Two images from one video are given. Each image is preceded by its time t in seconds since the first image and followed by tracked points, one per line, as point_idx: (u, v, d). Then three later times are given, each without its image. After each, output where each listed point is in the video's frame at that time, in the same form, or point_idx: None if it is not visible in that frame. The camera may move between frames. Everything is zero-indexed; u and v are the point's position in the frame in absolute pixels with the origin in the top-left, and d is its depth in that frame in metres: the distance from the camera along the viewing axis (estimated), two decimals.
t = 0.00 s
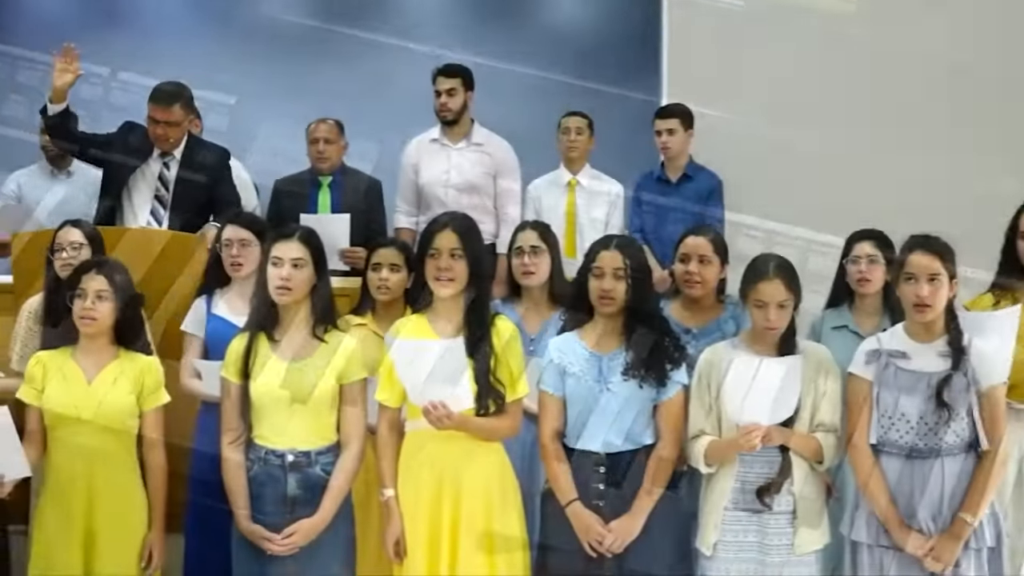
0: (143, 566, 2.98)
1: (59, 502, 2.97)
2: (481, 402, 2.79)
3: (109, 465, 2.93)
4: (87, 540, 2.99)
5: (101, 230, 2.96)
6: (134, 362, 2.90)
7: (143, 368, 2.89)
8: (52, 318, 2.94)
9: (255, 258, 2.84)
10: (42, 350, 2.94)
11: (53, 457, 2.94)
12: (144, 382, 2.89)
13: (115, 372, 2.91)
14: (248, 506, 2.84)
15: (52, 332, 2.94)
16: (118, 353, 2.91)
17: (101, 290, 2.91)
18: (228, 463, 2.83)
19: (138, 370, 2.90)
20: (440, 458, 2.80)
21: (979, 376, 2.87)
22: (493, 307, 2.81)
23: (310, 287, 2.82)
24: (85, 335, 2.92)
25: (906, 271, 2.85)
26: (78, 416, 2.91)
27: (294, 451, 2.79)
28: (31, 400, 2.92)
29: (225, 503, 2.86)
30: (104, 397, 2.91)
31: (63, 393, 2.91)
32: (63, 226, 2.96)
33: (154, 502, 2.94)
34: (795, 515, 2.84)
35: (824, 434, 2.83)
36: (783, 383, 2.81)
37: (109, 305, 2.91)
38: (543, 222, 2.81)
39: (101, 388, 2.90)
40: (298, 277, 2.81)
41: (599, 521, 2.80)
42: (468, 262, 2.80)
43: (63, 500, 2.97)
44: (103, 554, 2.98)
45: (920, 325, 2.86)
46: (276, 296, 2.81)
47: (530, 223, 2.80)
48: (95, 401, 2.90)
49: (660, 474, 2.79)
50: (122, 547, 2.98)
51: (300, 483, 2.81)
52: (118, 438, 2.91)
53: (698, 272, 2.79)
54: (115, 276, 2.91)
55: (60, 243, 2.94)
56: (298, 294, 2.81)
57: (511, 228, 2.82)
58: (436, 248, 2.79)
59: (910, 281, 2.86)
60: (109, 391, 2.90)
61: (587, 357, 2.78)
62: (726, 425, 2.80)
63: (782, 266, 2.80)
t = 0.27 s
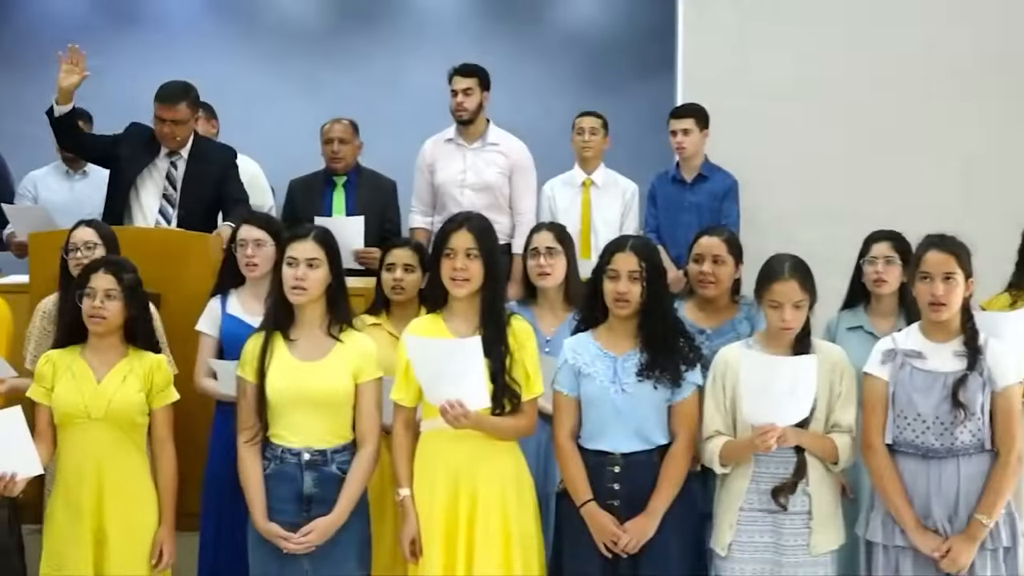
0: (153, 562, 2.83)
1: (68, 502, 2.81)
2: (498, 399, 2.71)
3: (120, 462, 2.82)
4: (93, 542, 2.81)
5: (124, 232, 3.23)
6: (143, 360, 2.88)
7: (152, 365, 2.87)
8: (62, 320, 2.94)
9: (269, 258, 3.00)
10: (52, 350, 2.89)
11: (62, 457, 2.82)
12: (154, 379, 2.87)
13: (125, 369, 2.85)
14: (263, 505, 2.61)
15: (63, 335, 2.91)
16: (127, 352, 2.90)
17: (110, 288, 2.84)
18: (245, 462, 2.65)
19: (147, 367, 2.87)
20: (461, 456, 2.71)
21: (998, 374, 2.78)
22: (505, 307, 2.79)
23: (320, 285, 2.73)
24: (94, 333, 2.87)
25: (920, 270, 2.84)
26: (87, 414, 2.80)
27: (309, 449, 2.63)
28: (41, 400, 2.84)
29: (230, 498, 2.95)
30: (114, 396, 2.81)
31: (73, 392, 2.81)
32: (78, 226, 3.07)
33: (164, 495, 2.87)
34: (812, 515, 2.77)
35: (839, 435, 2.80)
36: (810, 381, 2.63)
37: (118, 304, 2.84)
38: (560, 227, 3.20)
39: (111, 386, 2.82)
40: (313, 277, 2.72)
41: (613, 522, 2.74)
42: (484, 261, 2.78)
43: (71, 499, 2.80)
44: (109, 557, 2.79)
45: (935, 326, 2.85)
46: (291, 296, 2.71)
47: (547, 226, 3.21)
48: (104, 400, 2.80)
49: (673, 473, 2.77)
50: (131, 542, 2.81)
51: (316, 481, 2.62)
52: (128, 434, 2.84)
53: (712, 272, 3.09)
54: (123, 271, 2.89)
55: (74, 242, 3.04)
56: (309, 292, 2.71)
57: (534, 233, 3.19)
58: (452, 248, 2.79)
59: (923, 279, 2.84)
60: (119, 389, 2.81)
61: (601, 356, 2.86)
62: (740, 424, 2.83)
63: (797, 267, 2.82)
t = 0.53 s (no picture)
0: (169, 561, 2.83)
1: (82, 501, 2.81)
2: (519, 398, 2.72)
3: (135, 461, 2.82)
4: (108, 542, 2.81)
5: (140, 231, 3.22)
6: (156, 360, 2.89)
7: (166, 365, 2.88)
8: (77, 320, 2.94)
9: (289, 257, 3.02)
10: (67, 350, 2.90)
11: (77, 457, 2.82)
12: (168, 379, 2.88)
13: (138, 369, 2.85)
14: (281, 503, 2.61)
15: (78, 335, 2.92)
16: (141, 351, 2.91)
17: (124, 288, 2.86)
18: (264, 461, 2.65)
19: (160, 367, 2.88)
20: (481, 456, 2.71)
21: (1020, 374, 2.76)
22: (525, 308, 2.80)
23: (339, 283, 2.73)
24: (108, 332, 2.88)
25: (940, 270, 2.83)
26: (101, 414, 2.80)
27: (329, 447, 2.63)
28: (55, 400, 2.84)
29: (245, 497, 2.97)
30: (128, 396, 2.81)
31: (87, 392, 2.81)
32: (95, 226, 3.08)
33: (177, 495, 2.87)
34: (834, 516, 2.78)
35: (859, 435, 2.81)
36: (831, 381, 2.61)
37: (132, 303, 2.86)
38: (580, 228, 3.19)
39: (125, 385, 2.82)
40: (333, 276, 2.72)
41: (633, 522, 2.75)
42: (505, 260, 2.79)
43: (86, 498, 2.80)
44: (124, 557, 2.80)
45: (955, 325, 2.84)
46: (311, 295, 2.71)
47: (567, 225, 3.19)
48: (118, 400, 2.81)
49: (693, 472, 2.79)
50: (146, 541, 2.81)
51: (335, 480, 2.62)
52: (142, 434, 2.85)
53: (731, 272, 3.09)
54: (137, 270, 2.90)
55: (92, 242, 3.04)
56: (328, 290, 2.72)
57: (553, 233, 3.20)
58: (472, 246, 2.79)
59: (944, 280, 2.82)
60: (133, 389, 2.82)
61: (621, 356, 2.88)
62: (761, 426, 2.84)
63: (818, 267, 2.82)
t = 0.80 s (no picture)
0: (187, 561, 2.83)
1: (101, 502, 2.82)
2: (537, 398, 2.74)
3: (152, 461, 2.83)
4: (125, 543, 2.81)
5: (156, 230, 3.24)
6: (173, 360, 2.90)
7: (183, 365, 2.88)
8: (93, 319, 2.94)
9: (308, 257, 3.04)
10: (85, 350, 2.91)
11: (95, 457, 2.83)
12: (185, 378, 2.88)
13: (155, 369, 2.86)
14: (298, 503, 2.61)
15: (95, 334, 2.92)
16: (158, 351, 2.91)
17: (141, 287, 2.86)
18: (283, 460, 2.65)
19: (177, 366, 2.88)
20: (500, 456, 2.73)
21: None
22: (544, 309, 2.81)
23: (359, 283, 2.73)
24: (125, 331, 2.88)
25: (958, 271, 2.82)
26: (118, 413, 2.82)
27: (347, 447, 2.63)
28: (74, 400, 2.85)
29: (264, 496, 2.97)
30: (145, 396, 2.82)
31: (105, 391, 2.83)
32: (113, 226, 3.09)
33: (195, 495, 2.88)
34: (854, 516, 2.80)
35: (879, 436, 2.80)
36: (851, 383, 2.61)
37: (149, 302, 2.86)
38: (599, 228, 3.23)
39: (142, 385, 2.83)
40: (351, 277, 2.72)
41: (651, 522, 2.77)
42: (525, 260, 2.79)
43: (104, 499, 2.81)
44: (141, 557, 2.80)
45: (973, 326, 2.83)
46: (329, 295, 2.71)
47: (586, 225, 3.23)
48: (135, 399, 2.82)
49: (712, 472, 2.80)
50: (164, 541, 2.81)
51: (353, 480, 2.62)
52: (160, 434, 2.85)
53: (747, 272, 3.10)
54: (152, 270, 2.90)
55: (109, 242, 3.05)
56: (349, 291, 2.72)
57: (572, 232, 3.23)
58: (492, 247, 2.80)
59: (961, 280, 2.81)
60: (149, 389, 2.83)
61: (638, 356, 2.89)
62: (780, 426, 2.86)
63: (839, 268, 2.82)
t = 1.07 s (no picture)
0: (209, 561, 2.84)
1: (123, 501, 2.84)
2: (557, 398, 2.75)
3: (173, 461, 2.84)
4: (147, 542, 2.83)
5: (175, 230, 3.24)
6: (195, 359, 2.91)
7: (205, 364, 2.90)
8: (114, 319, 2.95)
9: (327, 257, 3.06)
10: (107, 350, 2.92)
11: (117, 456, 2.85)
12: (207, 378, 2.89)
13: (177, 368, 2.87)
14: (316, 502, 2.61)
15: (117, 333, 2.94)
16: (180, 351, 2.92)
17: (164, 287, 2.87)
18: (302, 460, 2.65)
19: (199, 366, 2.89)
20: (520, 456, 2.74)
21: None
22: (564, 310, 2.82)
23: (379, 283, 2.74)
24: (148, 331, 2.89)
25: (977, 271, 2.81)
26: (140, 413, 2.83)
27: (366, 447, 2.63)
28: (96, 399, 2.87)
29: (284, 496, 2.98)
30: (167, 395, 2.84)
31: (127, 391, 2.84)
32: (131, 226, 3.10)
33: (217, 495, 2.89)
34: (874, 517, 2.80)
35: (900, 438, 2.80)
36: (873, 383, 2.60)
37: (172, 302, 2.87)
38: (619, 228, 3.24)
39: (164, 385, 2.84)
40: (371, 277, 2.72)
41: (669, 523, 2.77)
42: (546, 261, 2.80)
43: (126, 498, 2.83)
44: (163, 556, 2.81)
45: (993, 327, 2.82)
46: (349, 295, 2.71)
47: (605, 225, 3.24)
48: (157, 399, 2.83)
49: (729, 473, 2.79)
50: (185, 541, 2.82)
51: (372, 479, 2.62)
52: (182, 434, 2.86)
53: (767, 272, 3.18)
54: (174, 270, 2.91)
55: (127, 240, 3.06)
56: (370, 291, 2.73)
57: (592, 231, 3.24)
58: (513, 249, 2.80)
59: (980, 280, 2.80)
60: (172, 388, 2.84)
61: (656, 356, 2.88)
62: (800, 426, 2.86)
63: (861, 269, 2.81)
